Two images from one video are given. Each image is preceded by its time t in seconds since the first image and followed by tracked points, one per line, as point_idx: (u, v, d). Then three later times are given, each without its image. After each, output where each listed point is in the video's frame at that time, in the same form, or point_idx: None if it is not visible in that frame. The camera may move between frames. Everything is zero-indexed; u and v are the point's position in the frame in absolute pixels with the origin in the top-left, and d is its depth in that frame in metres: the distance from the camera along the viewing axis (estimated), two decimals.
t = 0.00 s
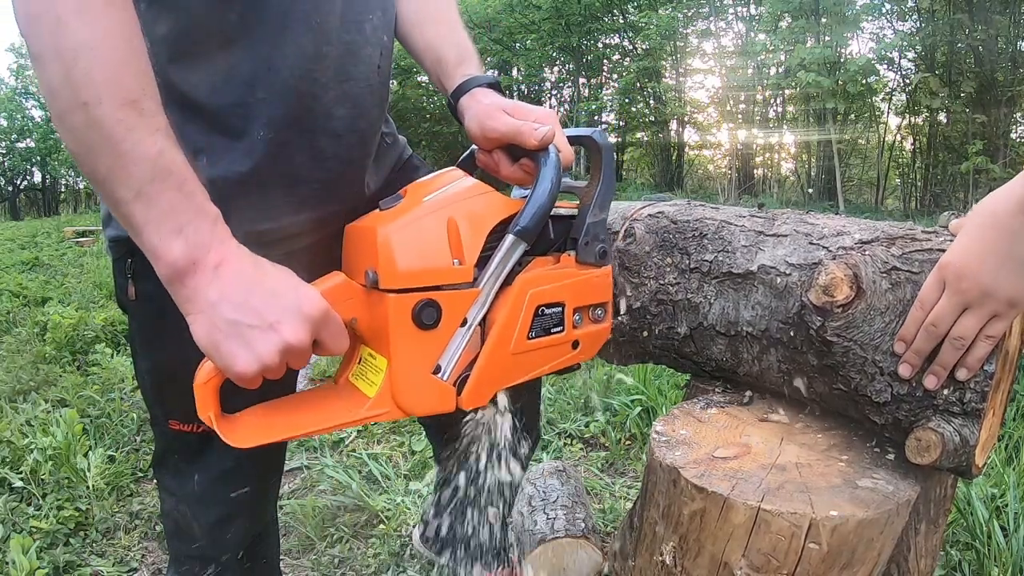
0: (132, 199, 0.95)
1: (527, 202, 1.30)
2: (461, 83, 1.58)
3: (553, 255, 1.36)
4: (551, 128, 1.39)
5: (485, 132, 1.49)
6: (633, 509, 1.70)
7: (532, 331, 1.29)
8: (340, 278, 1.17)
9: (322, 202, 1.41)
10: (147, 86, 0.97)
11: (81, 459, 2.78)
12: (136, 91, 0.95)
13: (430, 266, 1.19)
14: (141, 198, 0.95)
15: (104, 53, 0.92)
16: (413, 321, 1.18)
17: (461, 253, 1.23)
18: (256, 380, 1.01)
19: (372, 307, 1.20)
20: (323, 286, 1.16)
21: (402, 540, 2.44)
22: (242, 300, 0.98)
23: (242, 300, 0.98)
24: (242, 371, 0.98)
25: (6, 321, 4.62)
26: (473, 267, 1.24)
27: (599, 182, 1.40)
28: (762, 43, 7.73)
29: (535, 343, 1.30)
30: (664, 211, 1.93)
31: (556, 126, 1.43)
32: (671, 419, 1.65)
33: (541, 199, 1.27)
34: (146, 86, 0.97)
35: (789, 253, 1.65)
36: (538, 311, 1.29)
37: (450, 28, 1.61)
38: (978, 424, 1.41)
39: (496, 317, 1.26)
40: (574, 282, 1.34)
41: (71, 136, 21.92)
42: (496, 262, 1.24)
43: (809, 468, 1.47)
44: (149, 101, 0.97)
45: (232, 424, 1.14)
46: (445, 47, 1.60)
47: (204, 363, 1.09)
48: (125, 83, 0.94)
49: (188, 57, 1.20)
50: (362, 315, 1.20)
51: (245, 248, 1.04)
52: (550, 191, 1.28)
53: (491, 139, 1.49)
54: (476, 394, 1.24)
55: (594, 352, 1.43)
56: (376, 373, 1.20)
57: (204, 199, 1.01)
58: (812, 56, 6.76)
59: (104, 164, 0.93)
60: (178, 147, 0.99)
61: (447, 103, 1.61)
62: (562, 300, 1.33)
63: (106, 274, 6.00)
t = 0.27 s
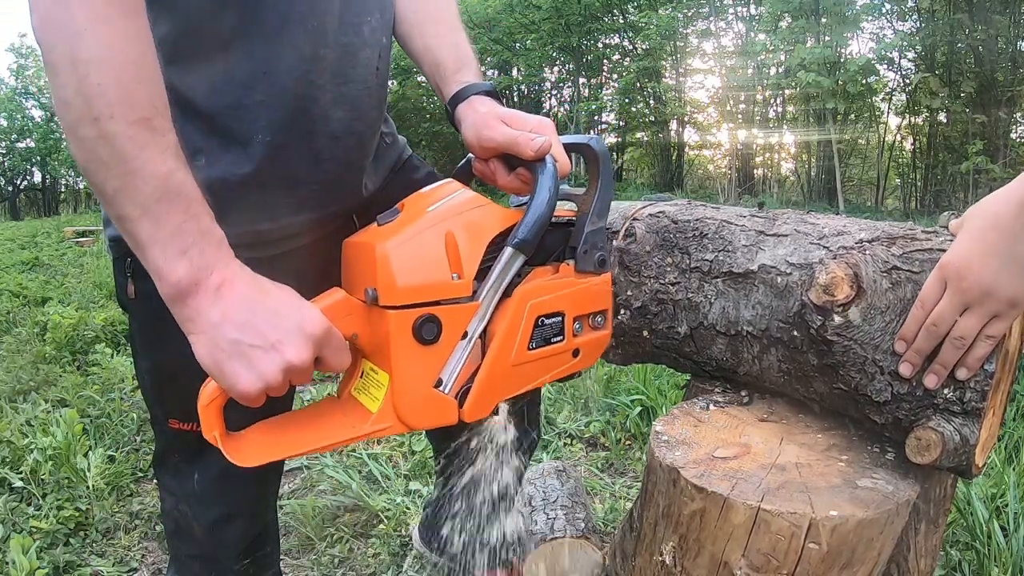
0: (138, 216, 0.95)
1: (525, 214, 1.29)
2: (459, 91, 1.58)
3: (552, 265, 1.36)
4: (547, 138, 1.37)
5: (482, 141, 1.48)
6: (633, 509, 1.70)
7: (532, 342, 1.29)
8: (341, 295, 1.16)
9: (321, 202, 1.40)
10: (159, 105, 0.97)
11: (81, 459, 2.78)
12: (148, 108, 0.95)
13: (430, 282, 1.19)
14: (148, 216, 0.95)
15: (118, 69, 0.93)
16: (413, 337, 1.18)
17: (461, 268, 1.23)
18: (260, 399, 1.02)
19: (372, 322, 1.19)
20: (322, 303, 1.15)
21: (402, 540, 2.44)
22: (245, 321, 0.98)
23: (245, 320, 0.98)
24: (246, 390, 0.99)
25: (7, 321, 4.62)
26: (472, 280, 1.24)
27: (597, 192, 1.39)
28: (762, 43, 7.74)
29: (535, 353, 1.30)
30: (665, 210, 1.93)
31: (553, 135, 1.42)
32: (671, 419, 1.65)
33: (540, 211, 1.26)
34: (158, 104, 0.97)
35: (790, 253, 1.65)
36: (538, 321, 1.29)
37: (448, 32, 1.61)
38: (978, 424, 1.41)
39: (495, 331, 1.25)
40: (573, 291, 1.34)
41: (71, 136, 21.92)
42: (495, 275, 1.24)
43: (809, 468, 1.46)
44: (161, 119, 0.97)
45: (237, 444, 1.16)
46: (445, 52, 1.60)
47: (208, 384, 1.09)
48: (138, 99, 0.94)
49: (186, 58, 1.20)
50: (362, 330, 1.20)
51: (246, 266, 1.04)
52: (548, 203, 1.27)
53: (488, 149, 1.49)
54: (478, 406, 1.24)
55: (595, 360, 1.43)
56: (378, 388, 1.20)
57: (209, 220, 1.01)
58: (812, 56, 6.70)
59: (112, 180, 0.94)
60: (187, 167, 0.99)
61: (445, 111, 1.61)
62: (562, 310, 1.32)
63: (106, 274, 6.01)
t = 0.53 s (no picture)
0: (145, 225, 0.95)
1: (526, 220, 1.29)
2: (458, 96, 1.58)
3: (554, 270, 1.36)
4: (547, 145, 1.37)
5: (482, 147, 1.48)
6: (632, 509, 1.70)
7: (534, 348, 1.29)
8: (343, 302, 1.16)
9: (320, 203, 1.40)
10: (167, 114, 0.97)
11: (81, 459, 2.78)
12: (156, 117, 0.96)
13: (432, 290, 1.18)
14: (155, 224, 0.95)
15: (128, 78, 0.93)
16: (415, 345, 1.18)
17: (463, 275, 1.22)
18: (265, 408, 1.01)
19: (374, 330, 1.19)
20: (325, 312, 1.16)
21: (402, 540, 2.44)
22: (248, 330, 0.98)
23: (248, 329, 0.98)
24: (250, 400, 0.98)
25: (7, 321, 4.62)
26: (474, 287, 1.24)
27: (597, 198, 1.39)
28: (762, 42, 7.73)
29: (537, 359, 1.30)
30: (668, 208, 1.93)
31: (553, 142, 1.42)
32: (670, 419, 1.65)
33: (540, 216, 1.26)
34: (166, 113, 0.98)
35: (791, 251, 1.66)
36: (539, 327, 1.29)
37: (449, 36, 1.61)
38: (978, 419, 1.41)
39: (497, 337, 1.25)
40: (574, 296, 1.34)
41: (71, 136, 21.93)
42: (496, 279, 1.24)
43: (808, 468, 1.46)
44: (168, 129, 0.97)
45: (242, 452, 1.16)
46: (446, 58, 1.60)
47: (214, 392, 1.10)
48: (146, 108, 0.95)
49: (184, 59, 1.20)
50: (365, 338, 1.19)
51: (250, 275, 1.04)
52: (549, 208, 1.27)
53: (488, 154, 1.48)
54: (480, 412, 1.25)
55: (596, 364, 1.43)
56: (381, 395, 1.20)
57: (215, 230, 1.01)
58: (812, 56, 6.73)
59: (119, 188, 0.94)
60: (195, 176, 1.00)
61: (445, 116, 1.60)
62: (563, 316, 1.32)
63: (106, 274, 6.01)
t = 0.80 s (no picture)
0: (145, 227, 0.95)
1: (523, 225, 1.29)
2: (457, 100, 1.58)
3: (551, 275, 1.36)
4: (544, 151, 1.37)
5: (480, 151, 1.49)
6: (632, 508, 1.70)
7: (530, 352, 1.29)
8: (341, 306, 1.17)
9: (319, 203, 1.41)
10: (169, 117, 0.98)
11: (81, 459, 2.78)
12: (158, 120, 0.96)
13: (429, 293, 1.18)
14: (155, 227, 0.95)
15: (132, 82, 0.94)
16: (412, 348, 1.18)
17: (460, 279, 1.22)
18: (264, 410, 1.01)
19: (371, 334, 1.19)
20: (323, 315, 1.16)
21: (402, 540, 2.44)
22: (246, 333, 0.98)
23: (246, 332, 0.98)
24: (249, 402, 0.98)
25: (6, 321, 4.62)
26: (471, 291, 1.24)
27: (594, 203, 1.38)
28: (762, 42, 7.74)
29: (534, 364, 1.30)
30: (663, 211, 1.92)
31: (551, 147, 1.42)
32: (670, 419, 1.65)
33: (536, 221, 1.25)
34: (168, 116, 0.98)
35: (787, 254, 1.65)
36: (537, 331, 1.29)
37: (449, 40, 1.61)
38: (977, 424, 1.41)
39: (494, 341, 1.26)
40: (572, 302, 1.34)
41: (70, 136, 21.93)
42: (494, 283, 1.24)
43: (808, 468, 1.46)
44: (170, 132, 0.98)
45: (240, 454, 1.16)
46: (445, 58, 1.59)
47: (211, 394, 1.10)
48: (149, 112, 0.95)
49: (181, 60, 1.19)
50: (363, 342, 1.20)
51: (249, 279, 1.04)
52: (545, 212, 1.26)
53: (485, 159, 1.49)
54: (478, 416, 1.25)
55: (593, 370, 1.43)
56: (379, 399, 1.21)
57: (215, 234, 1.01)
58: (813, 56, 6.73)
59: (120, 191, 0.94)
60: (195, 179, 1.00)
61: (445, 120, 1.61)
62: (561, 320, 1.33)
63: (106, 274, 6.01)
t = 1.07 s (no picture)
0: (147, 228, 0.95)
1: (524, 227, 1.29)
2: (456, 103, 1.58)
3: (551, 278, 1.36)
4: (544, 153, 1.37)
5: (480, 155, 1.49)
6: (631, 508, 1.71)
7: (531, 354, 1.29)
8: (342, 307, 1.17)
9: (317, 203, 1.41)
10: (174, 119, 0.98)
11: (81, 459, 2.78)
12: (162, 122, 0.96)
13: (430, 295, 1.18)
14: (157, 228, 0.95)
15: (137, 83, 0.94)
16: (413, 348, 1.18)
17: (461, 281, 1.22)
18: (264, 410, 1.01)
19: (372, 334, 1.19)
20: (324, 315, 1.17)
21: (403, 540, 2.44)
22: (247, 333, 0.98)
23: (247, 332, 0.98)
24: (249, 401, 0.98)
25: (6, 321, 4.62)
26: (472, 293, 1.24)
27: (594, 207, 1.39)
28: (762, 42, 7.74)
29: (534, 366, 1.30)
30: (662, 210, 1.92)
31: (551, 150, 1.43)
32: (669, 419, 1.66)
33: (536, 224, 1.26)
34: (173, 118, 0.98)
35: (787, 253, 1.65)
36: (537, 333, 1.29)
37: (448, 42, 1.61)
38: (976, 423, 1.41)
39: (495, 342, 1.26)
40: (572, 304, 1.34)
41: (70, 136, 21.94)
42: (495, 284, 1.24)
43: (807, 468, 1.46)
44: (175, 133, 0.98)
45: (240, 454, 1.16)
46: (444, 57, 1.59)
47: (211, 393, 1.10)
48: (154, 113, 0.95)
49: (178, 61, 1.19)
50: (363, 343, 1.20)
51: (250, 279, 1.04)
52: (546, 215, 1.27)
53: (485, 162, 1.49)
54: (478, 418, 1.24)
55: (593, 373, 1.42)
56: (379, 400, 1.21)
57: (217, 235, 1.01)
58: (812, 56, 6.67)
59: (123, 191, 0.94)
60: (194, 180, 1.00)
61: (444, 123, 1.61)
62: (561, 323, 1.32)
63: (106, 274, 6.01)
